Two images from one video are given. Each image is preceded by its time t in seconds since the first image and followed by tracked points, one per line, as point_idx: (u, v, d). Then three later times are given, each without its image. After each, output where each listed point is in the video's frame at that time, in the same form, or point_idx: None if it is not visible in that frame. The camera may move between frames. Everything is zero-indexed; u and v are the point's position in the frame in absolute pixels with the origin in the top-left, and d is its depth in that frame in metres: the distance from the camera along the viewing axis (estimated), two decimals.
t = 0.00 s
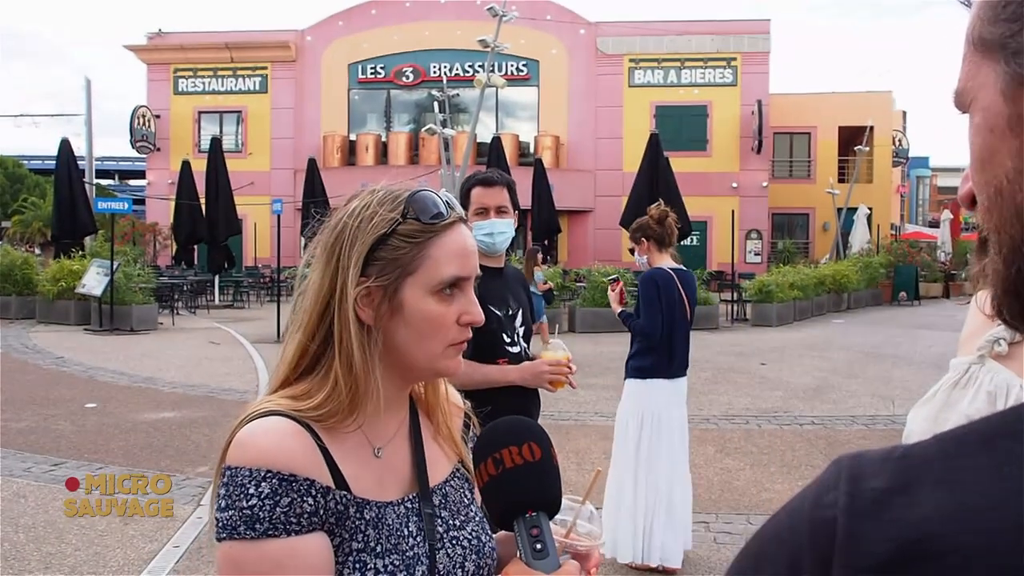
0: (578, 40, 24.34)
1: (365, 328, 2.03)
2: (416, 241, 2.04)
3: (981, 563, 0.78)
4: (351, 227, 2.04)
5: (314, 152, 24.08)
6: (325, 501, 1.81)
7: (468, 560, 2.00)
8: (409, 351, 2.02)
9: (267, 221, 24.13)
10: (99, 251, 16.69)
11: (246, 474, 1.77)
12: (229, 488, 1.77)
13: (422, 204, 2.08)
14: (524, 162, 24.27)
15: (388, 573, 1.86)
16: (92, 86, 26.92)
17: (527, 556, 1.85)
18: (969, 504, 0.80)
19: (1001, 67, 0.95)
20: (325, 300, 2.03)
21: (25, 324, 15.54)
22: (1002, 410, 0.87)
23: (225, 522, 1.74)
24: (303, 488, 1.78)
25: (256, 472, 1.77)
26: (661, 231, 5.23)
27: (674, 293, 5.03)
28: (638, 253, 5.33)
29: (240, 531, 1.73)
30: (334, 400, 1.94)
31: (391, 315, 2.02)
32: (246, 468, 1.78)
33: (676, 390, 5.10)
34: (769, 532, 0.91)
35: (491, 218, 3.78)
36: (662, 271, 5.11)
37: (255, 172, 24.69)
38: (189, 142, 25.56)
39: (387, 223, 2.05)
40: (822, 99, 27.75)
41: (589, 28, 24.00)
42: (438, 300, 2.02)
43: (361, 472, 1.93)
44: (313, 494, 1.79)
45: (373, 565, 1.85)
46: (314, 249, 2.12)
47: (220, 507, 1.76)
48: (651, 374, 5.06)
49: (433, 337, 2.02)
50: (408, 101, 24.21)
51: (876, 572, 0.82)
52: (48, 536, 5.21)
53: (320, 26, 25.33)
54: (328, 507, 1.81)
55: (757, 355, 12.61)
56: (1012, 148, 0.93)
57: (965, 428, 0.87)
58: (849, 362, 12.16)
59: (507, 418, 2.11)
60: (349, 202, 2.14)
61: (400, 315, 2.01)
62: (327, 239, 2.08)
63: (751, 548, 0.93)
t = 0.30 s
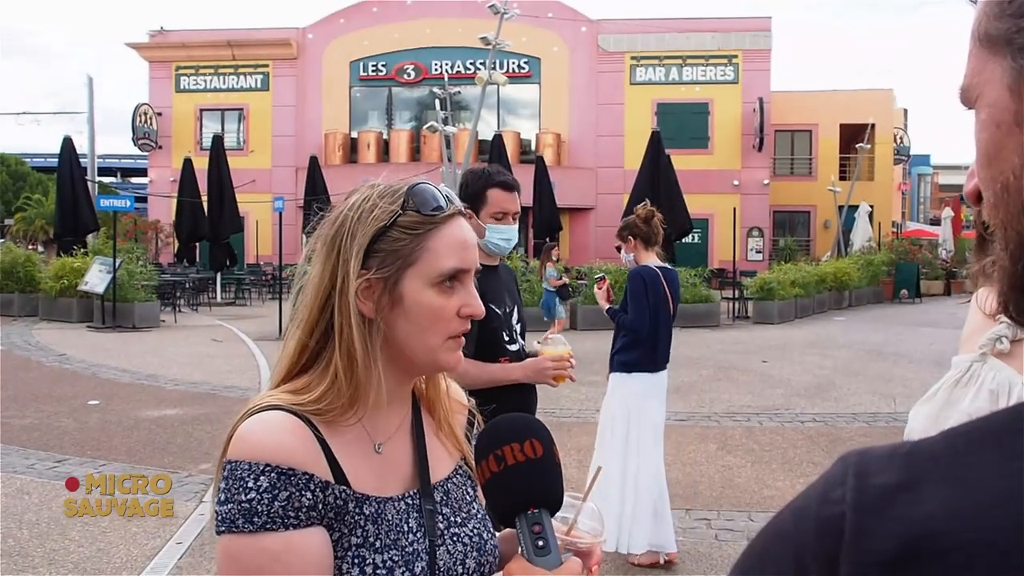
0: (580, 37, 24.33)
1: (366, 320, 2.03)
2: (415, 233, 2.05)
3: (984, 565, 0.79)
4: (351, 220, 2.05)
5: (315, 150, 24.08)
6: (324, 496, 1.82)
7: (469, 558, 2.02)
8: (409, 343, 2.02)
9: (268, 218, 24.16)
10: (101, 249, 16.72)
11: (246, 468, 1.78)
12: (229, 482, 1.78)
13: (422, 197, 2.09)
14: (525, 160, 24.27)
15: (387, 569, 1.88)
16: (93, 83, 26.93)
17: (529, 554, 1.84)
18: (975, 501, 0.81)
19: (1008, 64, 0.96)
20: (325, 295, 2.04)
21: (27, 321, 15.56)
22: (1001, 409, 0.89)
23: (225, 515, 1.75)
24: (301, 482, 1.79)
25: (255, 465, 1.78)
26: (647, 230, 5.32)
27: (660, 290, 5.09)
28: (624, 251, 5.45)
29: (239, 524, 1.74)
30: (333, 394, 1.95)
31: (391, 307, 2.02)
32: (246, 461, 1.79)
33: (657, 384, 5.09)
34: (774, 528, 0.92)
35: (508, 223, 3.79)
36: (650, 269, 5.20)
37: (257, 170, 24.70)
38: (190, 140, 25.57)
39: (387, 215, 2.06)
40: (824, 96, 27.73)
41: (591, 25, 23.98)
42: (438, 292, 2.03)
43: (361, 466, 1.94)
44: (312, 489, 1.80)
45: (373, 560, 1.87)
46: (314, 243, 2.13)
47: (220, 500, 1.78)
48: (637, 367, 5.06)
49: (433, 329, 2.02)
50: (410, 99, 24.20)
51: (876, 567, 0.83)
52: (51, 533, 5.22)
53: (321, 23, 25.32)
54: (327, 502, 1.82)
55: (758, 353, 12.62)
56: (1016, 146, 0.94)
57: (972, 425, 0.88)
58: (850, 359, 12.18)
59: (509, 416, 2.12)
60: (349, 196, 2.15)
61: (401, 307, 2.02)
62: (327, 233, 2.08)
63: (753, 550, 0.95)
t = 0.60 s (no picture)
0: (582, 33, 24.29)
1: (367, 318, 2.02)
2: (416, 228, 2.04)
3: (989, 561, 0.78)
4: (349, 217, 2.04)
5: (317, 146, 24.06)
6: (324, 495, 1.81)
7: (469, 556, 2.02)
8: (410, 340, 2.01)
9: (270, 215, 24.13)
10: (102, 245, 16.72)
11: (245, 468, 1.77)
12: (229, 482, 1.77)
13: (421, 192, 2.08)
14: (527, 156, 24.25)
15: (388, 569, 1.87)
16: (94, 79, 26.93)
17: (532, 549, 1.82)
18: (976, 498, 0.80)
19: (1013, 58, 0.95)
20: (324, 294, 2.03)
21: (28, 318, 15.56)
22: (1005, 405, 0.88)
23: (225, 516, 1.75)
24: (302, 481, 1.78)
25: (255, 465, 1.77)
26: (637, 225, 5.52)
27: (649, 283, 5.28)
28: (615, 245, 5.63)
29: (239, 525, 1.74)
30: (333, 392, 1.95)
31: (392, 304, 2.01)
32: (245, 461, 1.78)
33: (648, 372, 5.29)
34: (777, 523, 0.91)
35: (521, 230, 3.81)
36: (639, 263, 5.41)
37: (259, 167, 24.71)
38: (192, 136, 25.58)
39: (387, 211, 2.05)
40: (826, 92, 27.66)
41: (592, 21, 23.93)
42: (439, 288, 2.02)
43: (361, 465, 1.93)
44: (312, 488, 1.79)
45: (373, 560, 1.86)
46: (311, 241, 2.11)
47: (220, 500, 1.77)
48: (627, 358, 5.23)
49: (434, 326, 2.01)
50: (412, 95, 24.18)
51: (876, 563, 0.82)
52: (53, 529, 5.22)
53: (322, 19, 25.30)
54: (327, 501, 1.81)
55: (760, 349, 12.60)
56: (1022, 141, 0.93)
57: (978, 420, 0.87)
58: (852, 356, 12.16)
59: (512, 413, 2.11)
60: (347, 192, 2.14)
61: (402, 304, 2.01)
62: (326, 231, 2.07)
63: (752, 549, 0.93)
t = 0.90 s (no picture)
0: (582, 33, 24.30)
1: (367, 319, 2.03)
2: (414, 227, 2.05)
3: (987, 561, 0.79)
4: (347, 218, 2.05)
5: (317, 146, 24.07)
6: (329, 500, 1.82)
7: (473, 557, 2.02)
8: (410, 340, 2.01)
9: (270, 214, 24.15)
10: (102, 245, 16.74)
11: (249, 473, 1.77)
12: (232, 487, 1.78)
13: (418, 191, 2.09)
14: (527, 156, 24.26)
15: (393, 572, 1.88)
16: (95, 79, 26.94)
17: (535, 549, 1.82)
18: (979, 493, 0.81)
19: (1013, 59, 0.95)
20: (323, 296, 2.03)
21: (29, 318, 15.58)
22: (1004, 404, 0.88)
23: (229, 521, 1.75)
24: (306, 486, 1.78)
25: (259, 471, 1.77)
26: (623, 224, 5.70)
27: (635, 281, 5.49)
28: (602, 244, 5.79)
29: (244, 531, 1.74)
30: (336, 394, 1.95)
31: (392, 304, 2.02)
32: (248, 466, 1.78)
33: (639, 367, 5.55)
34: (780, 522, 0.91)
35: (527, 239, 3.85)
36: (625, 261, 5.60)
37: (259, 167, 24.72)
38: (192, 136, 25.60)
39: (384, 211, 2.05)
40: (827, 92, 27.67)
41: (592, 21, 23.94)
42: (438, 287, 2.03)
43: (363, 467, 1.94)
44: (317, 493, 1.79)
45: (378, 564, 1.87)
46: (308, 244, 2.11)
47: (223, 506, 1.77)
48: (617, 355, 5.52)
49: (434, 325, 2.01)
50: (412, 95, 24.19)
51: (875, 563, 0.82)
52: (54, 529, 5.23)
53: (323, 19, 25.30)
54: (332, 505, 1.82)
55: (760, 350, 12.60)
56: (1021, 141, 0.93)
57: (980, 419, 0.87)
58: (853, 356, 12.16)
59: (514, 414, 2.11)
60: (342, 193, 2.14)
61: (401, 303, 2.01)
62: (322, 232, 2.07)
63: (752, 551, 0.94)
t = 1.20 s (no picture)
0: (583, 31, 24.29)
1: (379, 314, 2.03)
2: (424, 222, 2.05)
3: (988, 556, 0.79)
4: (357, 212, 2.05)
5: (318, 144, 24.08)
6: (344, 494, 1.82)
7: (483, 551, 2.03)
8: (422, 334, 2.02)
9: (271, 212, 24.16)
10: (103, 243, 16.74)
11: (265, 467, 1.78)
12: (247, 481, 1.78)
13: (428, 185, 2.09)
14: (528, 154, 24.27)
15: (406, 566, 1.88)
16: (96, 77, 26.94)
17: (538, 545, 1.81)
18: (985, 485, 0.81)
19: (1014, 54, 0.95)
20: (334, 292, 2.04)
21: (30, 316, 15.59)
22: (1005, 400, 0.89)
23: (245, 516, 1.75)
24: (323, 481, 1.79)
25: (275, 465, 1.78)
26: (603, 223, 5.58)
27: (606, 280, 5.44)
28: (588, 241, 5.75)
29: (260, 524, 1.74)
30: (349, 388, 1.96)
31: (403, 299, 2.02)
32: (265, 460, 1.78)
33: (615, 364, 5.55)
34: (786, 515, 0.91)
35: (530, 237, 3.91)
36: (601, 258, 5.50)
37: (260, 165, 24.72)
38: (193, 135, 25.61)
39: (394, 206, 2.06)
40: (828, 90, 27.65)
41: (593, 19, 23.92)
42: (449, 281, 2.03)
43: (377, 462, 1.94)
44: (333, 486, 1.80)
45: (392, 557, 1.87)
46: (319, 239, 2.12)
47: (239, 500, 1.77)
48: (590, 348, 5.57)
49: (445, 319, 2.02)
50: (413, 94, 24.19)
51: (876, 558, 0.83)
52: (55, 527, 5.24)
53: (324, 17, 25.28)
54: (347, 499, 1.82)
55: (761, 347, 12.60)
56: None
57: (981, 413, 0.88)
58: (853, 354, 12.15)
59: (523, 409, 2.12)
60: (352, 188, 2.14)
61: (413, 298, 2.02)
62: (333, 227, 2.08)
63: (753, 548, 0.94)
